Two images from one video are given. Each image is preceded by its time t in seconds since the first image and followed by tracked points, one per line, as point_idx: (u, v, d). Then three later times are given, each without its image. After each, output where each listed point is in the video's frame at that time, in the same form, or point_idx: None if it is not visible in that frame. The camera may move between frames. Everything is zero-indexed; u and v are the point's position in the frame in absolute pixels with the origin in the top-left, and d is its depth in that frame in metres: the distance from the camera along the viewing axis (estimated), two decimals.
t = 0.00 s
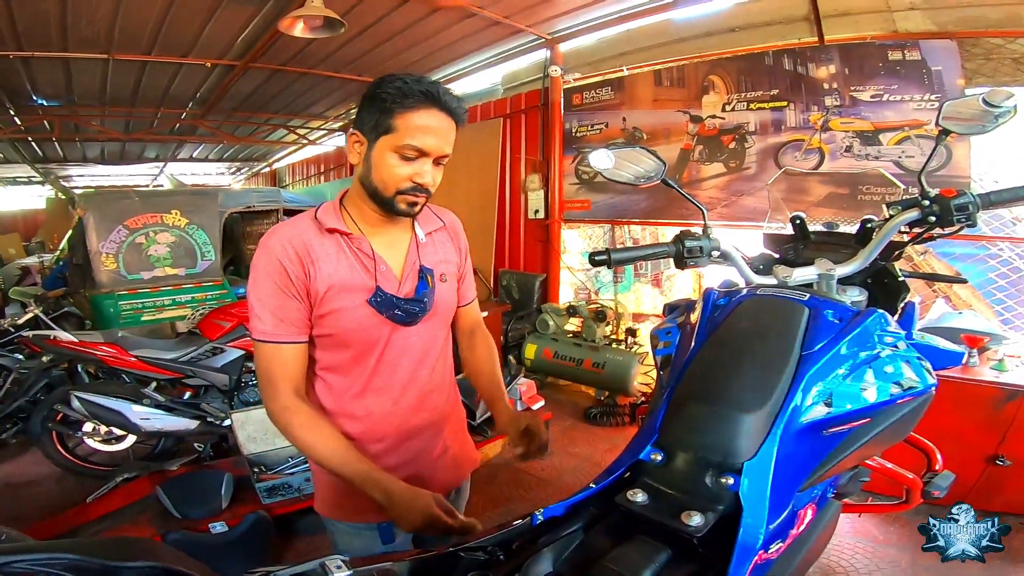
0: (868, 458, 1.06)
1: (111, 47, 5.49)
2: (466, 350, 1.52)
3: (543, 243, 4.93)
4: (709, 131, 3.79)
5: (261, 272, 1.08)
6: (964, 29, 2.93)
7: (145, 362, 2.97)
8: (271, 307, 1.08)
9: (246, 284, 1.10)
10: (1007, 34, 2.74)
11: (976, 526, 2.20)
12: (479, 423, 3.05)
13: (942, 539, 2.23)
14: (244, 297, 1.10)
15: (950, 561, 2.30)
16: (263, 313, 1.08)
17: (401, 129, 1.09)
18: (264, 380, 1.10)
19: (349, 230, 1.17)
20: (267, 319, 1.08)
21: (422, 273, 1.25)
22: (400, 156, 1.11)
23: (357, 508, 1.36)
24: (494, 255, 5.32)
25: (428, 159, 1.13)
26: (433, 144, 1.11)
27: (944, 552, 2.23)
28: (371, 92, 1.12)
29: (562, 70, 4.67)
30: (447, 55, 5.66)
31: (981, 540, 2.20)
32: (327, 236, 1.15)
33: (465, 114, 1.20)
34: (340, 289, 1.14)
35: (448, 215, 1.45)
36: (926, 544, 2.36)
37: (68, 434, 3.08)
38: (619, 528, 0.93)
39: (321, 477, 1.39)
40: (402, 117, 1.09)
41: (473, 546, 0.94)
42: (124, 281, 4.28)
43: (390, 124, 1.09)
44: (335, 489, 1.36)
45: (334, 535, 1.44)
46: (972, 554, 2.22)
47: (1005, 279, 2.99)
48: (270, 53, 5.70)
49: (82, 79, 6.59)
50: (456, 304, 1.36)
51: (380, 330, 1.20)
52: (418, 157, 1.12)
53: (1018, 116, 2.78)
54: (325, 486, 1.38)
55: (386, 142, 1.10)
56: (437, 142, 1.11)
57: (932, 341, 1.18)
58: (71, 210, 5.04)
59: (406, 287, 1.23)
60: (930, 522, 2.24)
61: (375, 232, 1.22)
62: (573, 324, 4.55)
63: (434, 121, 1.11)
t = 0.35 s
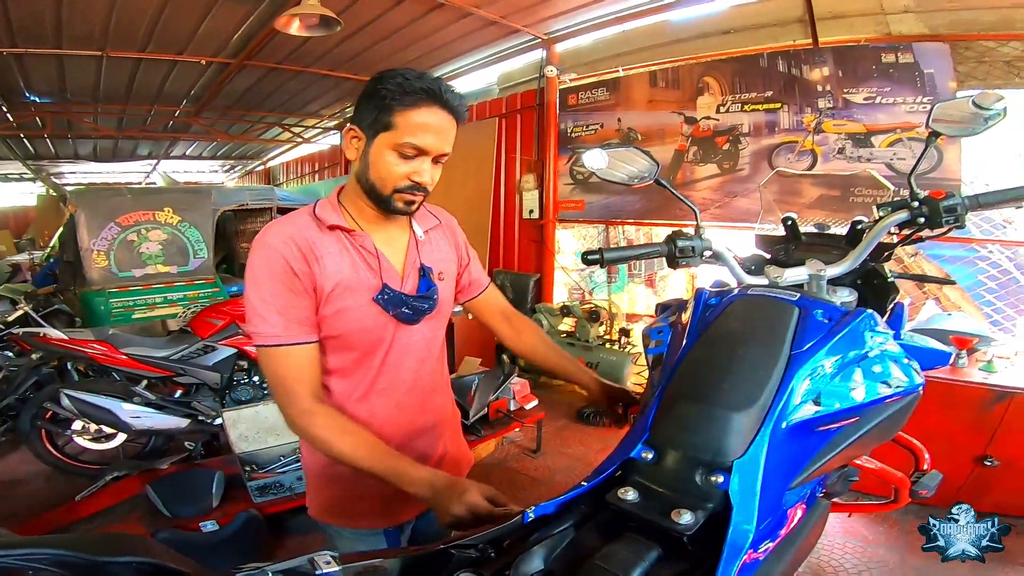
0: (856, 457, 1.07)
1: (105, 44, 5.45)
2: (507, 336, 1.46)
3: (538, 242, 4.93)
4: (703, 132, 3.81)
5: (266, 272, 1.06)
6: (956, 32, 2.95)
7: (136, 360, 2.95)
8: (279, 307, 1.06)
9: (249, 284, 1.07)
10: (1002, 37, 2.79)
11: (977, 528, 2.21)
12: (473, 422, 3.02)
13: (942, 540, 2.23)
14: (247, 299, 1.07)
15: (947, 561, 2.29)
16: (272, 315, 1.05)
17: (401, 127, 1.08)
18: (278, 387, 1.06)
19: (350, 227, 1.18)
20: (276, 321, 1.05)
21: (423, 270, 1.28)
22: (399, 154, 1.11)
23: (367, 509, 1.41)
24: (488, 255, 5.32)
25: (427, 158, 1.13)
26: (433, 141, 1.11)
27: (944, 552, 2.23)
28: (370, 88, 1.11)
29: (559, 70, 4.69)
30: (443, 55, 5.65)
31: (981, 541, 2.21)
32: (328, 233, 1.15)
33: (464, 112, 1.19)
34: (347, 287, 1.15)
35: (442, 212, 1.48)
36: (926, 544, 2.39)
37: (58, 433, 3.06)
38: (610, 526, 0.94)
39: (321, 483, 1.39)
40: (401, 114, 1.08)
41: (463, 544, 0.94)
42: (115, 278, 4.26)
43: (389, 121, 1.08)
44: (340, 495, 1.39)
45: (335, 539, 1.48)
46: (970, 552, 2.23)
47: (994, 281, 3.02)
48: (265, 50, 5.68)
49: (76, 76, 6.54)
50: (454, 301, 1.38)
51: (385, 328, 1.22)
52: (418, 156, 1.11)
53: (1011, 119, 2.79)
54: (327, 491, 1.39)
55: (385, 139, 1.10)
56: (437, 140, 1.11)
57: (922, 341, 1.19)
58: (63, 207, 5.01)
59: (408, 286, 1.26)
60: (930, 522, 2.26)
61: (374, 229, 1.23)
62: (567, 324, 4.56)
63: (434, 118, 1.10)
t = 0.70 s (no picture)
0: (857, 454, 1.06)
1: (103, 39, 5.43)
2: (535, 321, 1.44)
3: (537, 238, 4.91)
4: (704, 128, 3.79)
5: (299, 259, 1.07)
6: (959, 29, 2.93)
7: (135, 356, 2.95)
8: (310, 296, 1.06)
9: (281, 270, 1.07)
10: (1005, 34, 2.76)
11: (976, 527, 2.28)
12: (472, 418, 3.01)
13: (942, 540, 2.27)
14: (276, 284, 1.07)
15: (948, 560, 2.31)
16: (302, 302, 1.05)
17: (441, 128, 1.08)
18: (309, 383, 1.05)
19: (381, 220, 1.19)
20: (305, 310, 1.05)
21: (445, 266, 1.29)
22: (437, 154, 1.11)
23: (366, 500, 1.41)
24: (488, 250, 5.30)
25: (464, 160, 1.13)
26: (471, 144, 1.11)
27: (945, 552, 2.26)
28: (411, 88, 1.12)
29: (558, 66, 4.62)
30: (443, 50, 5.63)
31: (981, 540, 2.28)
32: (359, 225, 1.17)
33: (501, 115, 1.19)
34: (373, 279, 1.17)
35: (462, 206, 1.48)
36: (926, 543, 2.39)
37: (57, 429, 3.05)
38: (610, 522, 0.94)
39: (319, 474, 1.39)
40: (442, 116, 1.08)
41: (464, 539, 0.93)
42: (114, 274, 4.25)
43: (430, 121, 1.08)
44: (341, 486, 1.39)
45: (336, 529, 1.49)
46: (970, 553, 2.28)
47: (995, 278, 3.01)
48: (264, 46, 5.66)
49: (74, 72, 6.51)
50: (472, 296, 1.41)
51: (404, 322, 1.24)
52: (455, 157, 1.12)
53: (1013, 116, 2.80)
54: (326, 483, 1.39)
55: (424, 139, 1.10)
56: (474, 143, 1.11)
57: (924, 337, 1.18)
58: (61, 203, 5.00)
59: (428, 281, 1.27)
60: (931, 522, 2.30)
61: (401, 223, 1.25)
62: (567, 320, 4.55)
63: (474, 120, 1.10)
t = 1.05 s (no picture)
0: (853, 451, 1.06)
1: (101, 36, 5.41)
2: (547, 318, 1.46)
3: (536, 235, 4.90)
4: (703, 125, 3.79)
5: (324, 265, 1.06)
6: (959, 28, 2.93)
7: (133, 352, 2.95)
8: (335, 302, 1.06)
9: (306, 274, 1.07)
10: (1004, 33, 2.77)
11: (976, 528, 2.28)
12: (471, 414, 3.01)
13: (942, 540, 2.27)
14: (301, 288, 1.07)
15: (948, 560, 2.29)
16: (326, 307, 1.06)
17: (462, 138, 1.09)
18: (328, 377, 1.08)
19: (401, 225, 1.19)
20: (329, 315, 1.06)
21: (460, 267, 1.30)
22: (457, 163, 1.11)
23: (368, 486, 1.41)
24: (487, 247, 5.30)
25: (483, 169, 1.14)
26: (490, 154, 1.11)
27: (945, 552, 2.26)
28: (434, 95, 1.11)
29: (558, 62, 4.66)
30: (442, 47, 5.62)
31: (981, 541, 2.28)
32: (381, 229, 1.17)
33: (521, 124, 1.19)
34: (393, 283, 1.18)
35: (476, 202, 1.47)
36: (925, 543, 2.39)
37: (55, 425, 3.04)
38: (609, 519, 0.94)
39: (324, 456, 1.41)
40: (463, 126, 1.08)
41: (462, 535, 0.94)
42: (112, 270, 4.24)
43: (451, 132, 1.08)
44: (344, 469, 1.40)
45: (336, 513, 1.49)
46: (970, 553, 2.28)
47: (992, 276, 3.02)
48: (262, 42, 5.64)
49: (72, 68, 6.49)
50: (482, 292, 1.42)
51: (419, 322, 1.25)
52: (475, 166, 1.12)
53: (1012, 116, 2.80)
54: (330, 468, 1.40)
55: (445, 147, 1.10)
56: (493, 153, 1.11)
57: (922, 335, 1.18)
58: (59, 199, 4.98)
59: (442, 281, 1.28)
60: (931, 522, 2.29)
61: (420, 225, 1.25)
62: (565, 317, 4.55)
63: (494, 130, 1.10)
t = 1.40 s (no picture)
0: (858, 448, 1.05)
1: (100, 34, 5.39)
2: (553, 311, 1.45)
3: (535, 231, 4.86)
4: (704, 122, 3.77)
5: (353, 274, 1.08)
6: (963, 25, 2.91)
7: (132, 350, 2.95)
8: (367, 308, 1.07)
9: (335, 283, 1.07)
10: (1009, 30, 2.76)
11: (976, 527, 2.12)
12: (471, 412, 3.00)
13: (941, 540, 2.15)
14: (330, 297, 1.07)
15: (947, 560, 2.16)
16: (359, 314, 1.06)
17: (467, 142, 1.08)
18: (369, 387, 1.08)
19: (417, 229, 1.20)
20: (363, 321, 1.06)
21: (469, 265, 1.33)
22: (462, 166, 1.11)
23: (377, 477, 1.41)
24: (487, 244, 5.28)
25: (489, 170, 1.13)
26: (496, 157, 1.10)
27: (944, 552, 2.15)
28: (438, 98, 1.10)
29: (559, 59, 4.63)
30: (442, 43, 5.60)
31: (981, 541, 2.13)
32: (399, 234, 1.18)
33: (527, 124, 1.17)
34: (412, 285, 1.20)
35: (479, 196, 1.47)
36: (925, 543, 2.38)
37: (54, 423, 3.02)
38: (611, 517, 0.93)
39: (333, 449, 1.41)
40: (468, 129, 1.07)
41: (463, 535, 0.94)
42: (111, 267, 4.23)
43: (455, 135, 1.08)
44: (353, 460, 1.40)
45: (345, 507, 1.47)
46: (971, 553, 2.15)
47: (995, 274, 3.00)
48: (262, 40, 5.62)
49: (71, 66, 6.47)
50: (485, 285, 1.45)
51: (432, 321, 1.28)
52: (480, 169, 1.12)
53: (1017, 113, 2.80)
54: (339, 459, 1.41)
55: (450, 151, 1.10)
56: (500, 155, 1.11)
57: (927, 331, 1.16)
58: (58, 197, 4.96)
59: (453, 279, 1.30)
60: (930, 522, 2.18)
61: (431, 227, 1.26)
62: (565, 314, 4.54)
63: (500, 133, 1.09)
